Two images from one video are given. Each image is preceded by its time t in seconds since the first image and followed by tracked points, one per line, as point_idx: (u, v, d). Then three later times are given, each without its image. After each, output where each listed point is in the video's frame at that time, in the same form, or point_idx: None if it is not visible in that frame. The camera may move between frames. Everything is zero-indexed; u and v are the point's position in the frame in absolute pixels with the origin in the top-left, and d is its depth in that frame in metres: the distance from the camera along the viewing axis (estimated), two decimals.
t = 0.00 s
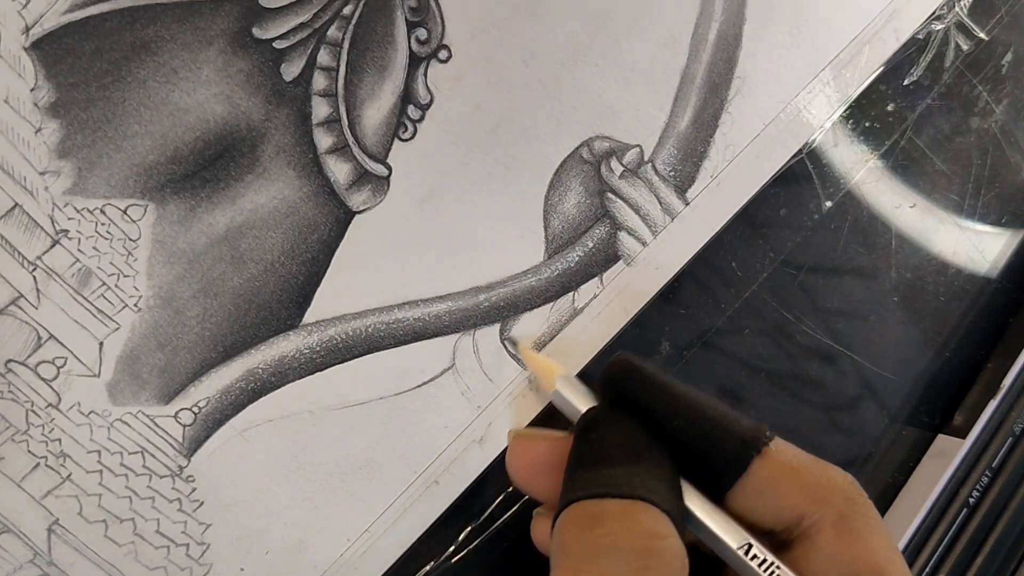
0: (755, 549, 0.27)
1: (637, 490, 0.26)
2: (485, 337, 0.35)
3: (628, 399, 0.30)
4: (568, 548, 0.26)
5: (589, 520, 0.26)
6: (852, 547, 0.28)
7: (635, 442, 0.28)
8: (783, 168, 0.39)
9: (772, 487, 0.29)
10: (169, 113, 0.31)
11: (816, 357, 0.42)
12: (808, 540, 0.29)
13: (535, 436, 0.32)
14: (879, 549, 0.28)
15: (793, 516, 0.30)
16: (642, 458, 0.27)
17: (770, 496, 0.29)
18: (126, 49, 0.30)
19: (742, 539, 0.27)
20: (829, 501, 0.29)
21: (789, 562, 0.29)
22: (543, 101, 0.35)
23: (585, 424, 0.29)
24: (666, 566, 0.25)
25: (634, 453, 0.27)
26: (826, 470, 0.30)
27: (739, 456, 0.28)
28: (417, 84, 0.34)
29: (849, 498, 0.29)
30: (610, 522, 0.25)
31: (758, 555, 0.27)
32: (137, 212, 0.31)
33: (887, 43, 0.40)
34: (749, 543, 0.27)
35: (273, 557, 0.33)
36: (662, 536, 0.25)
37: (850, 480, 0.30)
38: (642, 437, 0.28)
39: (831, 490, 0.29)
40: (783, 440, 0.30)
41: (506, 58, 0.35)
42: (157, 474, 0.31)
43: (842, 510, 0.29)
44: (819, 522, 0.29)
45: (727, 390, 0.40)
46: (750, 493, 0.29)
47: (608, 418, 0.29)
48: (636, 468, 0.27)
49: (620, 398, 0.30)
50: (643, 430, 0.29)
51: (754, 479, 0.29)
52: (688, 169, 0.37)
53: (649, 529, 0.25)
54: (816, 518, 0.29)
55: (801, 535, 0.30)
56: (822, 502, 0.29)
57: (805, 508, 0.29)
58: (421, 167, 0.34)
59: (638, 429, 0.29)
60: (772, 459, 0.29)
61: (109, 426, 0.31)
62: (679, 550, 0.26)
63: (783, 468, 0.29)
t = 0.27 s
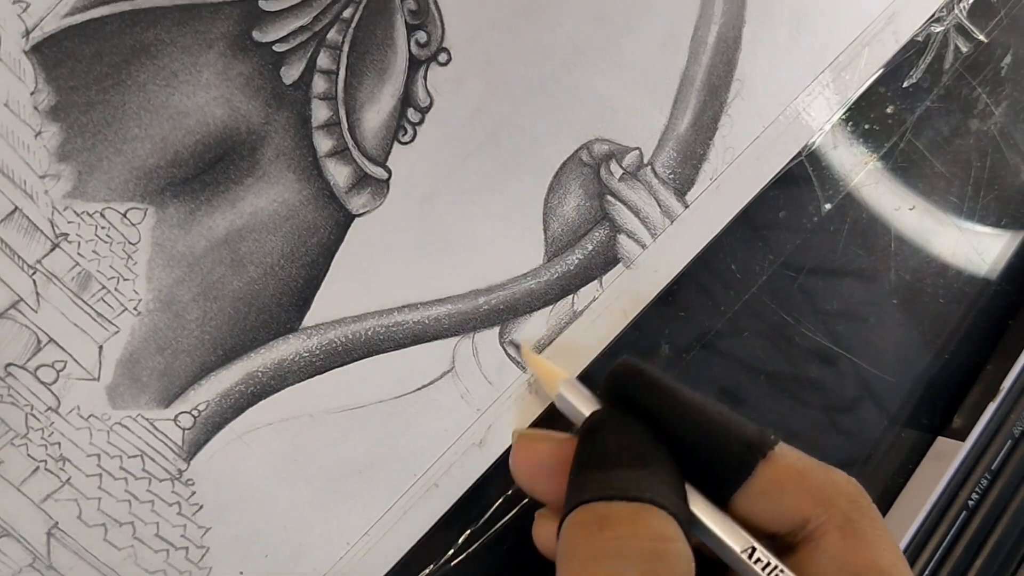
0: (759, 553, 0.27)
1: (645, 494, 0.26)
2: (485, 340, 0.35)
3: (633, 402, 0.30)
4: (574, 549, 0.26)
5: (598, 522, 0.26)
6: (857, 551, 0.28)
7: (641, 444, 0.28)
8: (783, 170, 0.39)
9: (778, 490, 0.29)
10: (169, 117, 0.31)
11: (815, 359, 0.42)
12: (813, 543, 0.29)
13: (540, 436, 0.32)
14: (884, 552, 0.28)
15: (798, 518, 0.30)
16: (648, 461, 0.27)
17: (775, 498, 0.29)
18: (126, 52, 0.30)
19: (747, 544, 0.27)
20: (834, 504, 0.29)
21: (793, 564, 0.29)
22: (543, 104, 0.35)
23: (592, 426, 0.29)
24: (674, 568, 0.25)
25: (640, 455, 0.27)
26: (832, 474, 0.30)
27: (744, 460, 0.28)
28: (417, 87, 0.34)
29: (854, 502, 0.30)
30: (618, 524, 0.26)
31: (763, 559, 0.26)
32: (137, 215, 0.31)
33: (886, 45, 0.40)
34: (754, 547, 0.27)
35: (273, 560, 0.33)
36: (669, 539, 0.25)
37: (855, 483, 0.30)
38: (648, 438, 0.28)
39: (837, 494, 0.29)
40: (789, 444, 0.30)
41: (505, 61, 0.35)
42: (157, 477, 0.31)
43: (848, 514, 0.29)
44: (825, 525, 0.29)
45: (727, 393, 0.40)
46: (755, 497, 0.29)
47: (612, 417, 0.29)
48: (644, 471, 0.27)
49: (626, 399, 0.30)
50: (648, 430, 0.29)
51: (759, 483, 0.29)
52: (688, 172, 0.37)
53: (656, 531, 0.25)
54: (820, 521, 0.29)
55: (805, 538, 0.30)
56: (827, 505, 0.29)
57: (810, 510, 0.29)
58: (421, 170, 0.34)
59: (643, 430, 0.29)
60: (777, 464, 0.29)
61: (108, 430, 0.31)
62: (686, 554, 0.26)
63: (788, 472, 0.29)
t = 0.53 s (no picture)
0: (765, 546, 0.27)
1: (658, 490, 0.26)
2: (485, 337, 0.35)
3: (640, 395, 0.30)
4: (585, 549, 0.25)
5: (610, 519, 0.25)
6: (860, 546, 0.28)
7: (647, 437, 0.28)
8: (783, 168, 0.39)
9: (779, 482, 0.28)
10: (169, 113, 0.31)
11: (816, 357, 0.42)
12: (817, 537, 0.29)
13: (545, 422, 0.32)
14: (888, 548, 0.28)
15: (801, 512, 0.29)
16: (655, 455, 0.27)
17: (777, 491, 0.29)
18: (126, 49, 0.30)
19: (751, 535, 0.27)
20: (838, 499, 0.29)
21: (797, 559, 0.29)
22: (543, 101, 0.35)
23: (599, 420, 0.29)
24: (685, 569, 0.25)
25: (648, 449, 0.27)
26: (837, 467, 0.29)
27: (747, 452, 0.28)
28: (417, 84, 0.34)
29: (860, 496, 0.29)
30: (631, 521, 0.25)
31: (767, 550, 0.26)
32: (137, 211, 0.31)
33: (887, 43, 0.40)
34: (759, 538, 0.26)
35: (273, 557, 0.33)
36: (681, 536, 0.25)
37: (858, 476, 0.30)
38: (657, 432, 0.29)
39: (840, 488, 0.29)
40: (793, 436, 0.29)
41: (506, 58, 0.35)
42: (157, 474, 0.31)
43: (852, 508, 0.28)
44: (829, 520, 0.29)
45: (727, 390, 0.40)
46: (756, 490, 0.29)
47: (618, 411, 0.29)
48: (652, 466, 0.27)
49: (633, 391, 0.30)
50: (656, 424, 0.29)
51: (762, 475, 0.28)
52: (688, 169, 0.37)
53: (669, 528, 0.25)
54: (824, 515, 0.29)
55: (809, 532, 0.29)
56: (831, 500, 0.29)
57: (813, 505, 0.29)
58: (421, 167, 0.34)
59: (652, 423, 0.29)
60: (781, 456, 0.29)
61: (108, 426, 0.31)
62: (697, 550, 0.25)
63: (791, 465, 0.29)
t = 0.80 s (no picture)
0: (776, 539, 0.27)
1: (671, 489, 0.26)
2: (485, 337, 0.35)
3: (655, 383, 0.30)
4: (600, 547, 0.26)
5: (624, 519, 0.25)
6: (871, 545, 0.29)
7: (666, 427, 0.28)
8: (783, 168, 0.39)
9: (796, 481, 0.29)
10: (169, 113, 0.31)
11: (816, 357, 0.42)
12: (827, 536, 0.29)
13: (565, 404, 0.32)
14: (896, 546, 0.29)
15: (814, 511, 0.30)
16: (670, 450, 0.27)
17: (793, 491, 0.29)
18: (126, 49, 0.30)
19: (763, 529, 0.27)
20: (851, 499, 0.29)
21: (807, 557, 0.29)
22: (543, 101, 0.35)
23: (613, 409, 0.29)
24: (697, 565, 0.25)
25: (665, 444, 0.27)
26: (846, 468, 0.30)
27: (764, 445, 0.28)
28: (417, 84, 0.34)
29: (869, 496, 0.30)
30: (645, 522, 0.25)
31: (778, 543, 0.26)
32: (137, 211, 0.31)
33: (887, 43, 0.40)
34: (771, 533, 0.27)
35: (273, 557, 0.33)
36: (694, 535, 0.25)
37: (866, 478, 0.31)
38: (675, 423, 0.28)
39: (853, 488, 0.29)
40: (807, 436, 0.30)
41: (505, 58, 0.35)
42: (157, 474, 0.31)
43: (863, 508, 0.29)
44: (840, 519, 0.29)
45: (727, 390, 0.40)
46: (771, 486, 0.29)
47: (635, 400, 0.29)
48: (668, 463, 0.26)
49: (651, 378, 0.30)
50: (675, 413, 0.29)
51: (779, 473, 0.29)
52: (688, 169, 0.37)
53: (683, 529, 0.25)
54: (836, 515, 0.29)
55: (818, 530, 0.30)
56: (843, 499, 0.29)
57: (827, 505, 0.29)
58: (421, 167, 0.34)
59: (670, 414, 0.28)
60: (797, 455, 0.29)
61: (108, 426, 0.31)
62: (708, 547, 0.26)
63: (806, 464, 0.29)
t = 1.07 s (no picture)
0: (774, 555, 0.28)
1: (670, 498, 0.27)
2: (485, 337, 0.35)
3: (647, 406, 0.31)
4: (601, 553, 0.26)
5: (625, 525, 0.27)
6: (873, 553, 0.29)
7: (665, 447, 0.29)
8: (783, 168, 0.39)
9: (792, 493, 0.29)
10: (169, 113, 0.31)
11: (816, 357, 0.42)
12: (830, 546, 0.30)
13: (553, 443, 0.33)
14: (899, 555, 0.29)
15: (813, 523, 0.30)
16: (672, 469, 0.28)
17: (790, 502, 0.30)
18: (126, 48, 0.30)
19: (764, 547, 0.28)
20: (850, 509, 0.29)
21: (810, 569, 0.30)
22: (543, 101, 0.35)
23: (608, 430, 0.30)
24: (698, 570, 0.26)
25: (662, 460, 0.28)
26: (844, 477, 0.30)
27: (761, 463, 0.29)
28: (417, 84, 0.34)
29: (868, 505, 0.30)
30: (645, 527, 0.26)
31: (781, 561, 0.27)
32: (137, 211, 0.31)
33: (887, 43, 0.40)
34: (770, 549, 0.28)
35: (273, 557, 0.33)
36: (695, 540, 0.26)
37: (866, 487, 0.31)
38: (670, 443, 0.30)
39: (851, 498, 0.30)
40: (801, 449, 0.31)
41: (505, 58, 0.35)
42: (157, 474, 0.31)
43: (862, 517, 0.29)
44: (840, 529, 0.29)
45: (727, 390, 0.40)
46: (769, 502, 0.30)
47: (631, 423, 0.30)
48: (665, 476, 0.28)
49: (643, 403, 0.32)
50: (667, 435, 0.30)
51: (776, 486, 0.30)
52: (688, 169, 0.37)
53: (684, 535, 0.26)
54: (836, 525, 0.29)
55: (821, 542, 0.30)
56: (843, 509, 0.29)
57: (827, 515, 0.30)
58: (421, 167, 0.34)
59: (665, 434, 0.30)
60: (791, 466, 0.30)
61: (109, 426, 0.31)
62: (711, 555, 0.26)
63: (801, 475, 0.30)
